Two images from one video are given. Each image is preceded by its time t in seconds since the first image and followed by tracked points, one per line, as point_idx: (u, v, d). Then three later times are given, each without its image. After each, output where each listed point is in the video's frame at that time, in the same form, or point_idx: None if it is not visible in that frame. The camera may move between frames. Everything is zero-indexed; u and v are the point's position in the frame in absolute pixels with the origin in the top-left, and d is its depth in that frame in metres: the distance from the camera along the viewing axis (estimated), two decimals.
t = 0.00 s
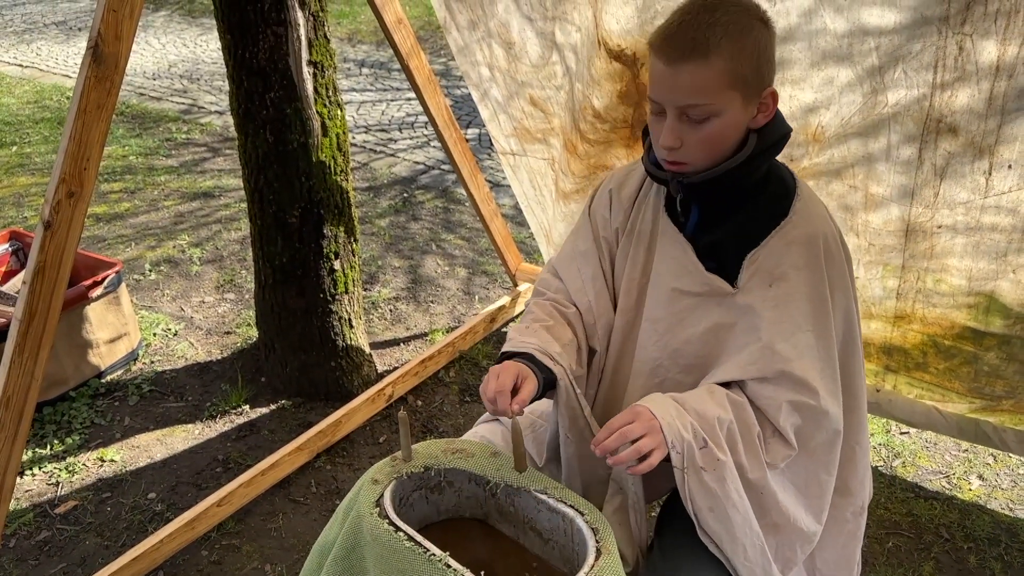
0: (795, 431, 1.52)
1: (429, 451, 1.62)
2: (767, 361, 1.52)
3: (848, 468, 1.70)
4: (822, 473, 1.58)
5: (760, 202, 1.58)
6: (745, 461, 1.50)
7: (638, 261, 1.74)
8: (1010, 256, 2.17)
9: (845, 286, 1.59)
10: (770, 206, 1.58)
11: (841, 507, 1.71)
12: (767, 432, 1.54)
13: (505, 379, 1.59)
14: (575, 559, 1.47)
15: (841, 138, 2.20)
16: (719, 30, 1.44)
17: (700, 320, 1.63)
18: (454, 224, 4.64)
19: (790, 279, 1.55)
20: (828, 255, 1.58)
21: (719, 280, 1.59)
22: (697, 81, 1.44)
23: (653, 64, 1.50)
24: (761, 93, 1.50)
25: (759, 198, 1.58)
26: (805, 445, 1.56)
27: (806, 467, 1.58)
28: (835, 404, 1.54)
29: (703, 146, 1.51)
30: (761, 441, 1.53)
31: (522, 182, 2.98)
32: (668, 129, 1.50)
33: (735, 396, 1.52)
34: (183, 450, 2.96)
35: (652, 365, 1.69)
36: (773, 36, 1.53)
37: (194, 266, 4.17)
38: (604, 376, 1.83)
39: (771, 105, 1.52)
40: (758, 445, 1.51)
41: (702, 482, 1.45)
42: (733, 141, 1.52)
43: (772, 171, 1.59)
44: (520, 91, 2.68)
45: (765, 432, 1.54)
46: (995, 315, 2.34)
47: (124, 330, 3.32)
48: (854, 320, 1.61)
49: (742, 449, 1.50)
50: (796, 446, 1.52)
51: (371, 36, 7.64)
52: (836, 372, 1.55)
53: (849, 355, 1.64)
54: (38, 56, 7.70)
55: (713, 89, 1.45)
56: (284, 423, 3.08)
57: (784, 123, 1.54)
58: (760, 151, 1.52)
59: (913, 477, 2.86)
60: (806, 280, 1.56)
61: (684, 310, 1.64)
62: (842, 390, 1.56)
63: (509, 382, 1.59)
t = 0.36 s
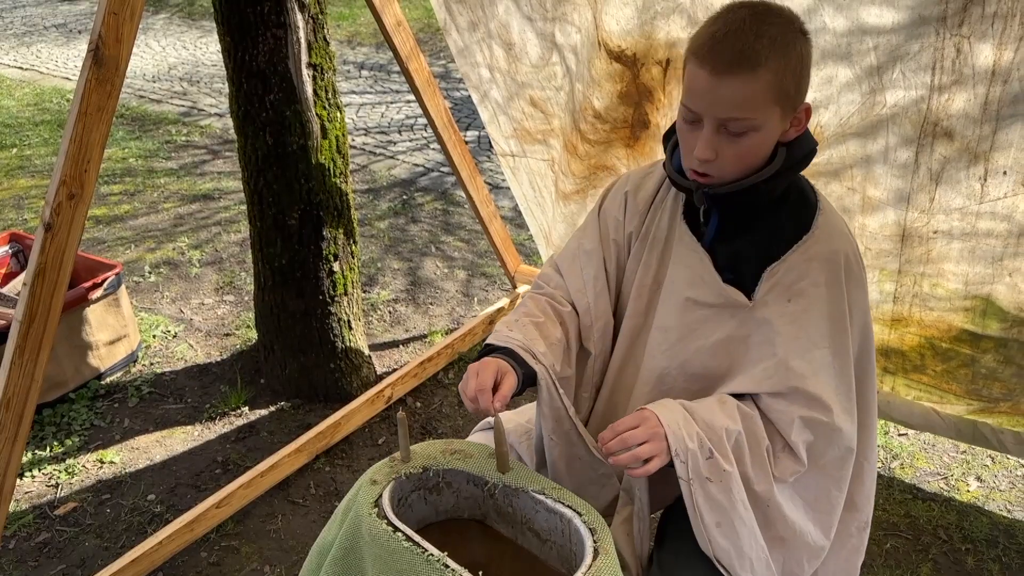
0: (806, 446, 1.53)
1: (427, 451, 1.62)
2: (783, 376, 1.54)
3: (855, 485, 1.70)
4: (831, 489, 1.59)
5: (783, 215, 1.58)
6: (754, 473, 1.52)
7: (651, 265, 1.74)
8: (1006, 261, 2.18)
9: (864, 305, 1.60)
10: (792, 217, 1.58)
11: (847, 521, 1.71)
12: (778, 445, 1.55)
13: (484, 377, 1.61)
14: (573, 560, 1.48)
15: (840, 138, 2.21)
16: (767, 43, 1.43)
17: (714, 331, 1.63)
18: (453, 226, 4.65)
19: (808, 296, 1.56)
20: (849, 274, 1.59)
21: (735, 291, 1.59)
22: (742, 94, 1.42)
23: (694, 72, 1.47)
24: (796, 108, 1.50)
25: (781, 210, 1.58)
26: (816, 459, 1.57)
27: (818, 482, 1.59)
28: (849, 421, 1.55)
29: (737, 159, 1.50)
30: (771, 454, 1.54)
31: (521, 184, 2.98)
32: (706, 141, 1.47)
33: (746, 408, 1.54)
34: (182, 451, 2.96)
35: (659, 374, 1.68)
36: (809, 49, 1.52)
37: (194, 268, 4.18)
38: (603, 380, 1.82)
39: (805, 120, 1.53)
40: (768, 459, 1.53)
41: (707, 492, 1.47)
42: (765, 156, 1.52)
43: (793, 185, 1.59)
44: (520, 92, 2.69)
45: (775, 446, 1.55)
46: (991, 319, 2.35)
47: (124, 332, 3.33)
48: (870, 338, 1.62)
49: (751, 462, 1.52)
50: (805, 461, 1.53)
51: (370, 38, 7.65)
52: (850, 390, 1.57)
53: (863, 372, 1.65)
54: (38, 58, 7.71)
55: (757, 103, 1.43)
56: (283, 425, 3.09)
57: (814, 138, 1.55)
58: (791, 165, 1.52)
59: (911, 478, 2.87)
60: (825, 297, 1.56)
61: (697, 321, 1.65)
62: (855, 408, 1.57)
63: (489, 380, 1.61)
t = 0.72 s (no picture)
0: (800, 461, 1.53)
1: (427, 452, 1.63)
2: (777, 392, 1.53)
3: (853, 495, 1.70)
4: (827, 503, 1.59)
5: (781, 229, 1.58)
6: (747, 486, 1.53)
7: (647, 276, 1.75)
8: (1004, 265, 2.19)
9: (864, 319, 1.59)
10: (790, 231, 1.58)
11: (845, 530, 1.71)
12: (772, 458, 1.55)
13: (480, 381, 1.61)
14: (572, 560, 1.49)
15: (838, 140, 2.21)
16: (763, 56, 1.43)
17: (709, 344, 1.63)
18: (452, 228, 4.66)
19: (806, 310, 1.55)
20: (848, 289, 1.57)
21: (731, 306, 1.59)
22: (737, 108, 1.43)
23: (689, 83, 1.47)
24: (792, 123, 1.51)
25: (778, 224, 1.58)
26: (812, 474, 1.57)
27: (811, 497, 1.59)
28: (844, 437, 1.55)
29: (731, 173, 1.50)
30: (764, 467, 1.54)
31: (521, 186, 2.99)
32: (699, 154, 1.47)
33: (741, 421, 1.54)
34: (181, 453, 2.96)
35: (653, 385, 1.69)
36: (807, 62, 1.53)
37: (194, 270, 4.18)
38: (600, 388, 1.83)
39: (802, 135, 1.54)
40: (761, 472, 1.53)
41: (700, 502, 1.48)
42: (760, 170, 1.52)
43: (792, 197, 1.59)
44: (519, 94, 2.69)
45: (769, 459, 1.55)
46: (989, 322, 2.36)
47: (124, 333, 3.33)
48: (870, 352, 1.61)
49: (744, 473, 1.53)
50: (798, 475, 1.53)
51: (370, 40, 7.66)
52: (847, 406, 1.57)
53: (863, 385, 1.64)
54: (37, 60, 7.71)
55: (752, 117, 1.44)
56: (283, 426, 3.09)
57: (814, 154, 1.55)
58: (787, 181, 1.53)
59: (910, 480, 2.87)
60: (823, 312, 1.55)
61: (693, 334, 1.64)
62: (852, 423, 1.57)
63: (485, 383, 1.61)
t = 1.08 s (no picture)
0: (765, 462, 1.53)
1: (427, 453, 1.63)
2: (746, 392, 1.52)
3: (836, 503, 1.68)
4: (798, 506, 1.58)
5: (757, 231, 1.56)
6: (714, 486, 1.52)
7: (630, 278, 1.75)
8: (1004, 267, 2.19)
9: (838, 321, 1.58)
10: (768, 233, 1.56)
11: (830, 540, 1.69)
12: (737, 459, 1.55)
13: (490, 364, 1.64)
14: (572, 562, 1.49)
15: (840, 139, 2.20)
16: (720, 60, 1.43)
17: (687, 345, 1.64)
18: (453, 229, 4.66)
19: (778, 311, 1.54)
20: (821, 290, 1.57)
21: (707, 307, 1.59)
22: (691, 112, 1.43)
23: (648, 88, 1.49)
24: (758, 127, 1.49)
25: (757, 226, 1.56)
26: (782, 476, 1.56)
27: (782, 499, 1.59)
28: (814, 439, 1.54)
29: (693, 177, 1.50)
30: (730, 467, 1.54)
31: (521, 187, 2.99)
32: (658, 157, 1.48)
33: (710, 421, 1.54)
34: (181, 454, 2.96)
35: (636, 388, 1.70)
36: (778, 66, 1.51)
37: (194, 270, 4.18)
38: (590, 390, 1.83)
39: (769, 140, 1.51)
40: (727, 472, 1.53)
41: (668, 497, 1.48)
42: (725, 175, 1.51)
43: (772, 198, 1.57)
44: (520, 94, 2.70)
45: (734, 460, 1.55)
46: (989, 324, 2.36)
47: (124, 334, 3.33)
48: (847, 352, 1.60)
49: (709, 473, 1.52)
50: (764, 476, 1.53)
51: (371, 41, 7.67)
52: (818, 408, 1.55)
53: (841, 390, 1.63)
54: (38, 61, 7.72)
55: (707, 121, 1.43)
56: (282, 427, 3.09)
57: (785, 160, 1.53)
58: (753, 185, 1.52)
59: (910, 482, 2.87)
60: (795, 312, 1.54)
61: (671, 334, 1.65)
62: (823, 426, 1.56)
63: (494, 366, 1.63)
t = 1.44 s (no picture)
0: (750, 459, 1.53)
1: (428, 454, 1.62)
2: (727, 390, 1.53)
3: (833, 502, 1.68)
4: (789, 503, 1.58)
5: (741, 229, 1.56)
6: (699, 483, 1.54)
7: (618, 276, 1.76)
8: (1005, 270, 2.20)
9: (825, 318, 1.57)
10: (753, 230, 1.56)
11: (829, 537, 1.69)
12: (722, 456, 1.56)
13: (434, 300, 1.75)
14: (574, 563, 1.49)
15: (845, 134, 2.20)
16: (695, 63, 1.43)
17: (678, 343, 1.64)
18: (453, 230, 4.66)
19: (763, 308, 1.54)
20: (807, 288, 1.56)
21: (696, 305, 1.60)
22: (669, 114, 1.43)
23: (626, 92, 1.49)
24: (738, 126, 1.48)
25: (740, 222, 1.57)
26: (771, 474, 1.56)
27: (774, 498, 1.59)
28: (798, 435, 1.54)
29: (676, 178, 1.49)
30: (714, 464, 1.55)
31: (522, 189, 2.99)
32: (639, 160, 1.49)
33: (692, 420, 1.55)
34: (181, 454, 2.96)
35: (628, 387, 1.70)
36: (756, 64, 1.50)
37: (194, 270, 4.18)
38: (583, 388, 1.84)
39: (751, 138, 1.50)
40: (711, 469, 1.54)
41: (651, 494, 1.50)
42: (708, 175, 1.50)
43: (755, 194, 1.57)
44: (522, 94, 2.69)
45: (719, 457, 1.56)
46: (990, 327, 2.36)
47: (124, 334, 3.33)
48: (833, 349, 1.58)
49: (692, 471, 1.53)
50: (749, 473, 1.53)
51: (371, 43, 7.67)
52: (803, 404, 1.55)
53: (831, 386, 1.61)
54: (38, 61, 7.72)
55: (685, 123, 1.43)
56: (282, 428, 3.09)
57: (767, 158, 1.51)
58: (735, 183, 1.51)
59: (910, 484, 2.87)
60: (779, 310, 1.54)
61: (661, 333, 1.65)
62: (809, 423, 1.56)
63: (437, 303, 1.75)
